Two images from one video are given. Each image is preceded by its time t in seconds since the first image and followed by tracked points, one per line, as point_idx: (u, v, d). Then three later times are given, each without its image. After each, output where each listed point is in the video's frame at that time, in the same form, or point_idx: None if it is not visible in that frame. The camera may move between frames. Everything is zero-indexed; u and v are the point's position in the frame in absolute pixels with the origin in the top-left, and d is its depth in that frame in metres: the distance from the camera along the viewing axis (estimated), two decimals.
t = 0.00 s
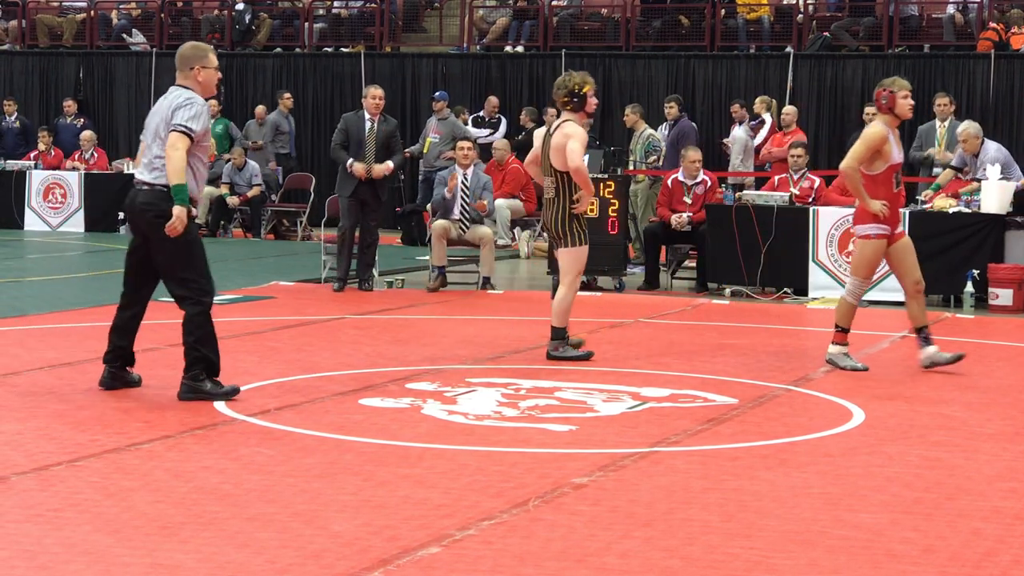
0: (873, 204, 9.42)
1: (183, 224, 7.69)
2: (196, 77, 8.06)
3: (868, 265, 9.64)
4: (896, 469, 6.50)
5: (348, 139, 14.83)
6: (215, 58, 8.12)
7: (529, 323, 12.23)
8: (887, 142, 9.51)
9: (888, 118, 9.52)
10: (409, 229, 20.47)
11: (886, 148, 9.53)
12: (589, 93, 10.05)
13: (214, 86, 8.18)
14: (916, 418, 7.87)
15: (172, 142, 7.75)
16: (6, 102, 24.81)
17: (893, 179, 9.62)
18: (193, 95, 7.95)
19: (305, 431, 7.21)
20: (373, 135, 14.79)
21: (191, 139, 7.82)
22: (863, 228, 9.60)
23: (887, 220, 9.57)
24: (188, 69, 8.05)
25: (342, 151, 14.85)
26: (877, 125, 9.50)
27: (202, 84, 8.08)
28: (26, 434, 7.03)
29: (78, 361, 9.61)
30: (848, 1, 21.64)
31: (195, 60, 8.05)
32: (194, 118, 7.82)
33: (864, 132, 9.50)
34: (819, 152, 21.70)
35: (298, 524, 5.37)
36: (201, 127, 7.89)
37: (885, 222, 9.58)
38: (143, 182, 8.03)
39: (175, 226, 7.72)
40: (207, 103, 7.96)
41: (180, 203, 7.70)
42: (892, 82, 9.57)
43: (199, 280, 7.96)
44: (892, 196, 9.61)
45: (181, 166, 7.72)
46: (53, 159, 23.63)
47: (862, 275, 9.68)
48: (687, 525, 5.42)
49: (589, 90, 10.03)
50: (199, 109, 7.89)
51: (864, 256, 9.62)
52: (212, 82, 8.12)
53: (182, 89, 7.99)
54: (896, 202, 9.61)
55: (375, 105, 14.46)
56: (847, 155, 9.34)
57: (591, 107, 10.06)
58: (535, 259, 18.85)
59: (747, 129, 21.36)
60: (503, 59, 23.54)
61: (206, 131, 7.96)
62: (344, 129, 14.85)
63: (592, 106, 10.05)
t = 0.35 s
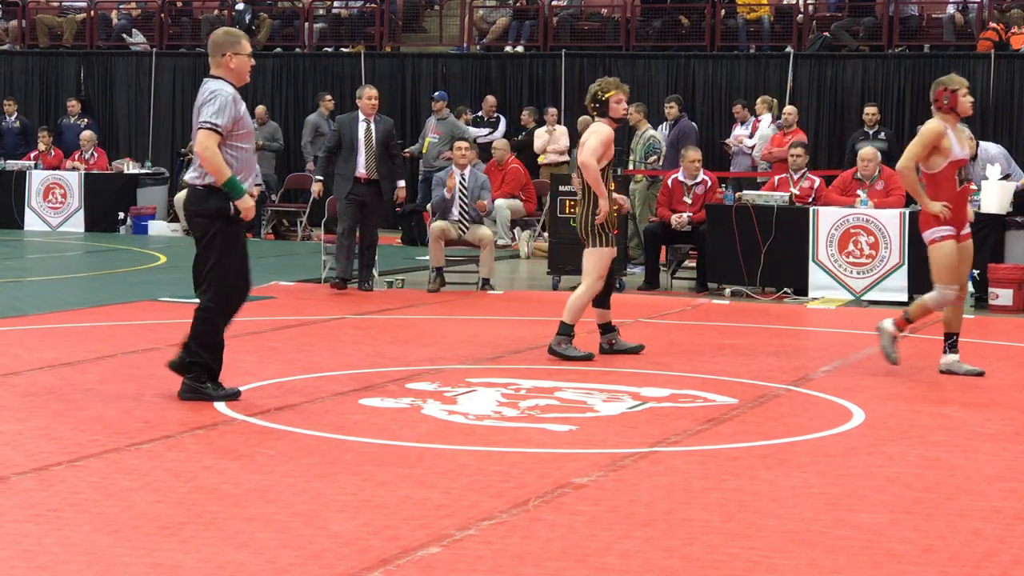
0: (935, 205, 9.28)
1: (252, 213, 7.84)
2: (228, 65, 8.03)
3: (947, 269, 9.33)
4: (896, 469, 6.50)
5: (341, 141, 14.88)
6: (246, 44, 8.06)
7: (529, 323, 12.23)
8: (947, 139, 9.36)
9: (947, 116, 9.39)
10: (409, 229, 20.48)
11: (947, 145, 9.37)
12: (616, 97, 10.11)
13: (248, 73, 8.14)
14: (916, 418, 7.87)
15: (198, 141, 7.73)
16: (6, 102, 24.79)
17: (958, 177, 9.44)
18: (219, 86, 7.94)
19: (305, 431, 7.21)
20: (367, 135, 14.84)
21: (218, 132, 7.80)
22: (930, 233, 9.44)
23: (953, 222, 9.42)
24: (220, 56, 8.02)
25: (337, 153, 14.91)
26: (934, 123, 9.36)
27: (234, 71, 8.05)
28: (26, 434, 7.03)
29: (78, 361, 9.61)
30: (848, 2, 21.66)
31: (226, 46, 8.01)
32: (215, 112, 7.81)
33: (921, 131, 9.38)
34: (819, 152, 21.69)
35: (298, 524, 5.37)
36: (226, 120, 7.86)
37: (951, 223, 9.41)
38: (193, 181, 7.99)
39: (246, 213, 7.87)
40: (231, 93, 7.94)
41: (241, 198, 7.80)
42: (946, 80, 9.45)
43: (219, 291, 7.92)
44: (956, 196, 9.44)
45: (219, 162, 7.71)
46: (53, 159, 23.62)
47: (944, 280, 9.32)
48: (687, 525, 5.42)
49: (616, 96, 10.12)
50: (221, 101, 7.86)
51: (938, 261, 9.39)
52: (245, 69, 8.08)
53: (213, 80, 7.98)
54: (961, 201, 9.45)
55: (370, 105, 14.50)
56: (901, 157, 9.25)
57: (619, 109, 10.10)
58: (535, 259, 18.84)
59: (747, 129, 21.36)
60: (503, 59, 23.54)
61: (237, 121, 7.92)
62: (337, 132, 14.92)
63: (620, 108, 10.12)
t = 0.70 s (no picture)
0: (979, 213, 9.22)
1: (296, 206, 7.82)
2: (272, 69, 7.97)
3: (1000, 272, 9.22)
4: (896, 469, 6.50)
5: (332, 143, 14.81)
6: (289, 47, 7.98)
7: (529, 323, 12.23)
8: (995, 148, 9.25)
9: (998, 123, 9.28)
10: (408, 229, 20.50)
11: (995, 152, 9.28)
12: (635, 93, 9.95)
13: (294, 76, 8.07)
14: (916, 418, 7.87)
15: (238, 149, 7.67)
16: (6, 102, 24.78)
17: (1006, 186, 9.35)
18: (261, 92, 7.90)
19: (305, 431, 7.21)
20: (357, 136, 14.72)
21: (260, 139, 7.74)
22: (974, 238, 9.35)
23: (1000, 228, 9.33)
24: (265, 60, 7.95)
25: (327, 153, 14.82)
26: (983, 131, 9.23)
27: (279, 75, 7.99)
28: (26, 435, 7.03)
29: (78, 361, 9.61)
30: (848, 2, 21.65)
31: (270, 51, 7.94)
32: (254, 119, 7.76)
33: (970, 138, 9.29)
34: (818, 152, 21.71)
35: (298, 524, 5.37)
36: (266, 126, 7.81)
37: (997, 229, 9.34)
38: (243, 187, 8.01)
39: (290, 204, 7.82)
40: (272, 98, 7.87)
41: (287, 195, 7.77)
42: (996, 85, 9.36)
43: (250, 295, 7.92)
44: (1001, 204, 9.37)
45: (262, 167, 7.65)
46: (53, 159, 23.64)
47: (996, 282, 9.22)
48: (687, 525, 5.42)
49: (635, 92, 9.97)
50: (261, 108, 7.81)
51: (987, 266, 9.27)
52: (290, 73, 8.01)
53: (256, 86, 7.93)
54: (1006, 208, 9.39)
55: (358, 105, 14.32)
56: (945, 162, 9.18)
57: (637, 107, 9.95)
58: (535, 259, 18.84)
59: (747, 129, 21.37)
60: (503, 59, 23.54)
61: (277, 126, 7.87)
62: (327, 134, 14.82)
63: (637, 105, 9.96)
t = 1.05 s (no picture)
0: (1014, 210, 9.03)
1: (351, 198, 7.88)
2: (319, 65, 7.96)
3: None
4: (895, 469, 6.50)
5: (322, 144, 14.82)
6: (334, 43, 7.96)
7: (529, 323, 12.23)
8: None
9: None
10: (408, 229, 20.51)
11: None
12: (643, 97, 9.84)
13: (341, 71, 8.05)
14: (917, 418, 7.87)
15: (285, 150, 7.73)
16: (6, 102, 24.78)
17: None
18: (306, 90, 7.91)
19: (305, 431, 7.21)
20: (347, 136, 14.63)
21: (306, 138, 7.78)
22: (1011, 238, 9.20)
23: None
24: (311, 57, 7.95)
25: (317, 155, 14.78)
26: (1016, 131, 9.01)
27: (326, 71, 7.98)
28: (26, 435, 7.02)
29: (78, 361, 9.61)
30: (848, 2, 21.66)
31: (316, 47, 7.94)
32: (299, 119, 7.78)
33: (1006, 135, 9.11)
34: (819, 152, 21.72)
35: (298, 524, 5.37)
36: (312, 124, 7.84)
37: None
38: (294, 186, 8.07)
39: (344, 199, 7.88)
40: (316, 96, 7.87)
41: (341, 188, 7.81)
42: None
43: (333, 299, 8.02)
44: None
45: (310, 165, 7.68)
46: (53, 159, 23.65)
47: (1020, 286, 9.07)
48: (687, 525, 5.42)
49: (646, 94, 9.86)
50: (305, 107, 7.83)
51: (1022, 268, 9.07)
52: (336, 68, 7.99)
53: (303, 84, 7.95)
54: None
55: (346, 104, 13.90)
56: (977, 158, 9.09)
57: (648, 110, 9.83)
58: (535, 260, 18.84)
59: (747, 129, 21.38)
60: (503, 59, 23.55)
61: (324, 124, 7.91)
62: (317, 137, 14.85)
63: (648, 107, 9.83)
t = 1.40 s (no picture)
0: None
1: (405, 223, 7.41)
2: (362, 71, 7.84)
3: None
4: (895, 469, 6.50)
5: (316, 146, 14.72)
6: (379, 49, 7.84)
7: (529, 323, 12.23)
8: None
9: None
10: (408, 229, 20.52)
11: None
12: (649, 97, 9.78)
13: (384, 77, 7.93)
14: (917, 418, 7.86)
15: (340, 161, 7.51)
16: (6, 102, 24.78)
17: None
18: (348, 96, 7.74)
19: (305, 431, 7.21)
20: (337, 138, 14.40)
21: (358, 148, 7.58)
22: None
23: None
24: (354, 62, 7.83)
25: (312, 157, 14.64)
26: None
27: (369, 76, 7.86)
28: (26, 435, 7.02)
29: (78, 361, 9.61)
30: (848, 2, 21.64)
31: (360, 52, 7.81)
32: (348, 128, 7.58)
33: None
34: (818, 152, 21.74)
35: (298, 524, 5.37)
36: (359, 133, 7.65)
37: None
38: (339, 194, 7.82)
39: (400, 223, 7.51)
40: (357, 102, 7.70)
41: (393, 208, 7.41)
42: None
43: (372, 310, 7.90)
44: None
45: (364, 177, 7.44)
46: (53, 159, 23.66)
47: None
48: (687, 525, 5.42)
49: (651, 94, 9.80)
50: (350, 115, 7.63)
51: None
52: (379, 74, 7.88)
53: (345, 89, 7.80)
54: None
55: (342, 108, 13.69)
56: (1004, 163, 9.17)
57: (652, 110, 9.78)
58: (535, 259, 18.84)
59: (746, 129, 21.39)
60: (503, 59, 23.55)
61: (371, 131, 7.72)
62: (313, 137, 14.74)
63: (653, 107, 9.77)
